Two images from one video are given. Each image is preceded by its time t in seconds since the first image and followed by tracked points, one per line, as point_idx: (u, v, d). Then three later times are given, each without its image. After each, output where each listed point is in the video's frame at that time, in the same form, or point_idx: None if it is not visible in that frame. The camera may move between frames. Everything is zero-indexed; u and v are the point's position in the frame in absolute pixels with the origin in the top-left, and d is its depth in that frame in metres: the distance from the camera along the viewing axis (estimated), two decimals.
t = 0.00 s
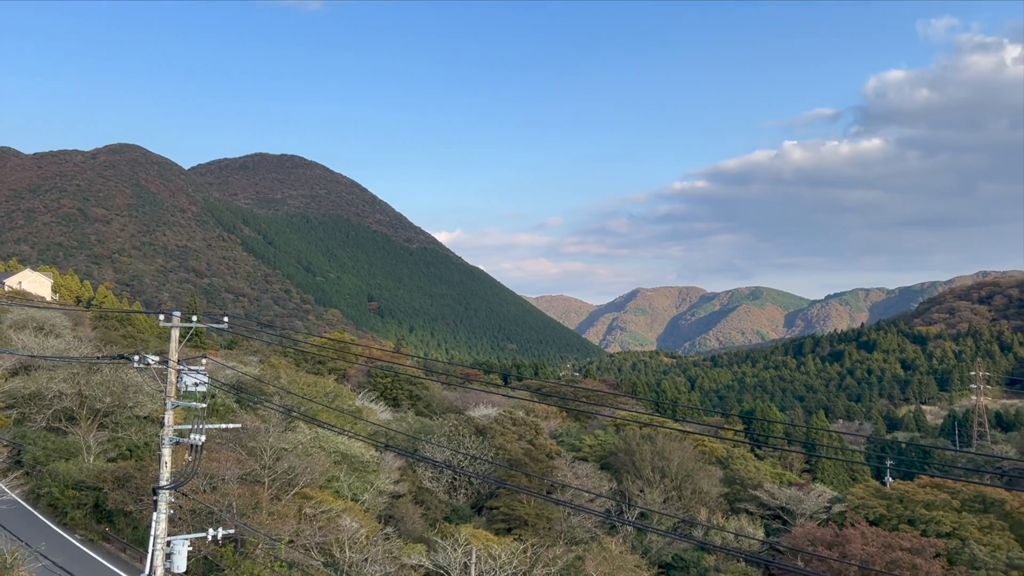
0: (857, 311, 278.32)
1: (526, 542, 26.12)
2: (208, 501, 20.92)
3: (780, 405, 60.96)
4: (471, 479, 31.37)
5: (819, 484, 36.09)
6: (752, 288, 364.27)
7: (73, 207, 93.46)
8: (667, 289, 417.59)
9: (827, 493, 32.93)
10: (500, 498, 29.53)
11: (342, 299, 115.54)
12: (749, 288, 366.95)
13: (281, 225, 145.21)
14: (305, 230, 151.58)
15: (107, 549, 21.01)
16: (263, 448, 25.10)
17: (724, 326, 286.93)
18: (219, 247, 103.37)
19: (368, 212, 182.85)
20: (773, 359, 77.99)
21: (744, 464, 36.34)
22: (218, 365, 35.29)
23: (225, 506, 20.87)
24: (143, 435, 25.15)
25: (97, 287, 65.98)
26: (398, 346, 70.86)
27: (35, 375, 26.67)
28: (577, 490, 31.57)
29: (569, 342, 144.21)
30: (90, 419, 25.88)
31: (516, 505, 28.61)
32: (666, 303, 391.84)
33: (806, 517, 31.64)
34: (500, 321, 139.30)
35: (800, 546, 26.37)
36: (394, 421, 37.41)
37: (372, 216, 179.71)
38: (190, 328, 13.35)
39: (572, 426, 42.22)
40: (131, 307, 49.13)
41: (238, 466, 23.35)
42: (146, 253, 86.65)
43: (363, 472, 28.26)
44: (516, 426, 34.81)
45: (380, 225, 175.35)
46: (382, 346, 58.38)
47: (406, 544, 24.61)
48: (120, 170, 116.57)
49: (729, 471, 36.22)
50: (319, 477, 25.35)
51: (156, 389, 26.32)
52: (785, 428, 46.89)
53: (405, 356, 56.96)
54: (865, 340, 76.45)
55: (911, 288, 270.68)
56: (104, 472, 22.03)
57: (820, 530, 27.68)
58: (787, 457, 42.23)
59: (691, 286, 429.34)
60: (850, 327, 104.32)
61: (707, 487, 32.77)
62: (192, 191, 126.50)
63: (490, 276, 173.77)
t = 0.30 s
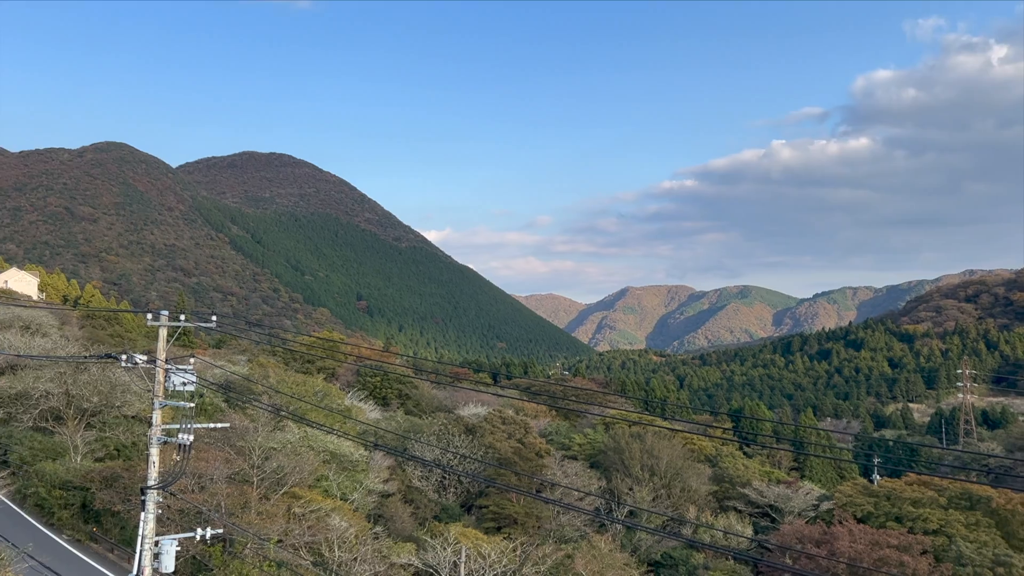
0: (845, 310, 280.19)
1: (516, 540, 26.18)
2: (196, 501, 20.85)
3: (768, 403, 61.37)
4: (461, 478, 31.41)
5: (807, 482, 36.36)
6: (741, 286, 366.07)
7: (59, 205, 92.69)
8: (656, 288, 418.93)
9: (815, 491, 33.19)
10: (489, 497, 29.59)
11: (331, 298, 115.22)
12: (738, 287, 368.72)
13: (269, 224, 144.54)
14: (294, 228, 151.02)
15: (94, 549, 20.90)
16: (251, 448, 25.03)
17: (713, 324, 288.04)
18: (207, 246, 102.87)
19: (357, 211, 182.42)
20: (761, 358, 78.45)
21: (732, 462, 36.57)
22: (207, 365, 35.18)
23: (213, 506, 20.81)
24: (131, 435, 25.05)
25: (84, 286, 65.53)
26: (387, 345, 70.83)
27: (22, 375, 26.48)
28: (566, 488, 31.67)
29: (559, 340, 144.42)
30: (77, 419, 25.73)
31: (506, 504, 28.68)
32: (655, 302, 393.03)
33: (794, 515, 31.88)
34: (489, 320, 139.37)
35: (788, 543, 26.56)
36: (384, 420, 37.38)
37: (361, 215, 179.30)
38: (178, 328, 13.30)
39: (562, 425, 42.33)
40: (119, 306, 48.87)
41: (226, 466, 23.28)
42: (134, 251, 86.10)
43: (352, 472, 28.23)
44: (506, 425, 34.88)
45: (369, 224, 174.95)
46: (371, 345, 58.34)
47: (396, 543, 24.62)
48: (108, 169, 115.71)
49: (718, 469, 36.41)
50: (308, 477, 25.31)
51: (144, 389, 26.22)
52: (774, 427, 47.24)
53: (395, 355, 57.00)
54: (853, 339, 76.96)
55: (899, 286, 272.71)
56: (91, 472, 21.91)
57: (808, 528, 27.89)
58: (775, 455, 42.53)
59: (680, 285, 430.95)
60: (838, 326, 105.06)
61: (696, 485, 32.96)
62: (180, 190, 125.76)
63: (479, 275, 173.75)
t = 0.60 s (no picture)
0: (834, 309, 281.98)
1: (505, 539, 26.26)
2: (185, 501, 20.78)
3: (757, 401, 61.77)
4: (451, 477, 31.44)
5: (795, 479, 36.63)
6: (730, 285, 367.68)
7: (46, 204, 91.92)
8: (645, 287, 420.07)
9: (803, 489, 33.44)
10: (479, 496, 29.66)
11: (320, 297, 114.84)
12: (728, 286, 370.34)
13: (258, 222, 143.93)
14: (283, 227, 150.45)
15: (82, 549, 20.79)
16: (240, 447, 24.96)
17: (702, 323, 289.18)
18: (196, 245, 102.34)
19: (346, 209, 181.98)
20: (750, 356, 78.89)
21: (721, 460, 36.77)
22: (195, 364, 35.06)
23: (201, 506, 20.74)
24: (119, 435, 24.94)
25: (71, 285, 65.06)
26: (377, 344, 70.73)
27: (8, 373, 26.30)
28: (556, 487, 31.77)
29: (548, 339, 144.67)
30: (64, 419, 25.59)
31: (496, 503, 28.75)
32: (645, 300, 394.19)
33: (783, 513, 32.08)
34: (479, 319, 139.41)
35: (777, 540, 26.73)
36: (373, 419, 37.33)
37: (351, 213, 178.87)
38: (166, 327, 13.27)
39: (551, 423, 42.42)
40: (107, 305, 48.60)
41: (215, 466, 23.21)
42: (121, 250, 85.52)
43: (342, 471, 28.21)
44: (495, 424, 34.97)
45: (359, 222, 174.53)
46: (360, 344, 58.26)
47: (385, 543, 24.62)
48: (95, 167, 114.87)
49: (707, 467, 36.60)
50: (297, 476, 25.28)
51: (132, 388, 26.11)
52: (763, 425, 47.55)
53: (385, 354, 56.89)
54: (841, 337, 77.55)
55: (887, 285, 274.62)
56: (79, 472, 21.80)
57: (796, 525, 28.09)
58: (764, 453, 42.81)
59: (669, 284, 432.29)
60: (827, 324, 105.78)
61: (685, 483, 33.12)
62: (168, 188, 125.03)
63: (469, 274, 173.67)
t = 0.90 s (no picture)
0: (822, 308, 283.78)
1: (496, 538, 26.31)
2: (174, 501, 20.74)
3: (746, 399, 62.15)
4: (441, 476, 31.47)
5: (784, 477, 36.88)
6: (719, 283, 369.22)
7: (33, 203, 91.14)
8: (635, 285, 421.10)
9: (792, 486, 33.68)
10: (469, 495, 29.75)
11: (310, 296, 114.49)
12: (717, 284, 371.80)
13: (247, 221, 143.28)
14: (272, 226, 149.87)
15: (70, 549, 20.73)
16: (229, 447, 24.89)
17: (691, 321, 290.26)
18: (184, 243, 101.82)
19: (336, 208, 181.52)
20: (739, 354, 79.37)
21: (711, 458, 36.96)
22: (184, 364, 34.97)
23: (190, 505, 20.71)
24: (107, 435, 24.86)
25: (58, 284, 64.64)
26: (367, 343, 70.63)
27: None
28: (546, 485, 31.88)
29: (538, 338, 144.84)
30: (52, 418, 25.50)
31: (486, 502, 28.83)
32: (635, 299, 395.20)
33: (772, 510, 32.28)
34: (469, 317, 139.51)
35: (766, 538, 26.94)
36: (362, 418, 37.29)
37: (340, 212, 178.40)
38: (155, 326, 13.23)
39: (542, 422, 42.54)
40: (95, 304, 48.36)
41: (204, 465, 23.13)
42: (109, 249, 84.97)
43: (331, 470, 28.17)
44: (485, 423, 35.03)
45: (348, 221, 174.08)
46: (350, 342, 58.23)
47: (375, 542, 24.64)
48: (82, 165, 114.04)
49: (696, 465, 36.79)
50: (286, 476, 25.26)
51: (120, 387, 25.95)
52: (752, 422, 47.90)
53: (374, 353, 56.90)
54: (830, 335, 78.13)
55: (875, 283, 276.45)
56: (66, 472, 21.70)
57: (785, 523, 28.30)
58: (753, 451, 43.10)
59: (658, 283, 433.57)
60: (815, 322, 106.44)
61: (674, 481, 33.31)
62: (156, 187, 124.27)
63: (459, 272, 173.63)
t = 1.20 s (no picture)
0: (811, 306, 285.38)
1: (486, 536, 26.40)
2: (163, 501, 20.73)
3: (735, 398, 62.51)
4: (431, 475, 31.53)
5: (773, 475, 37.16)
6: (709, 282, 370.55)
7: (20, 201, 90.47)
8: (625, 283, 422.07)
9: (781, 484, 33.93)
10: (459, 494, 29.84)
11: (300, 295, 114.18)
12: (707, 283, 373.07)
13: (236, 220, 142.64)
14: (262, 224, 149.32)
15: (58, 550, 20.72)
16: (218, 446, 24.87)
17: (681, 320, 291.12)
18: (173, 242, 101.31)
19: (325, 206, 181.01)
20: (729, 352, 79.82)
21: (700, 457, 37.18)
22: (173, 363, 34.88)
23: (179, 505, 20.71)
24: (96, 434, 24.77)
25: (46, 282, 64.27)
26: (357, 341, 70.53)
27: None
28: (536, 484, 32.01)
29: (528, 336, 145.01)
30: (40, 418, 25.42)
31: (476, 501, 28.91)
32: (625, 297, 396.13)
33: (761, 508, 32.54)
34: (459, 316, 139.55)
35: (755, 536, 27.20)
36: (352, 417, 37.29)
37: (330, 210, 177.90)
38: (143, 325, 13.24)
39: (532, 421, 42.66)
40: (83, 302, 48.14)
41: (193, 465, 23.11)
42: (97, 247, 84.49)
43: (321, 469, 28.16)
44: (476, 422, 35.12)
45: (338, 219, 173.62)
46: (340, 341, 58.19)
47: (365, 541, 24.68)
48: (70, 163, 113.31)
49: (686, 463, 37.03)
50: (276, 475, 25.27)
51: (108, 386, 25.79)
52: (741, 421, 48.25)
53: (364, 351, 56.84)
54: (818, 333, 78.66)
55: (864, 282, 278.14)
56: (54, 472, 21.64)
57: (774, 521, 28.55)
58: (743, 449, 43.40)
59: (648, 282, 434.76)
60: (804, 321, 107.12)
61: (664, 479, 33.53)
62: (145, 185, 123.60)
63: (449, 271, 173.54)
